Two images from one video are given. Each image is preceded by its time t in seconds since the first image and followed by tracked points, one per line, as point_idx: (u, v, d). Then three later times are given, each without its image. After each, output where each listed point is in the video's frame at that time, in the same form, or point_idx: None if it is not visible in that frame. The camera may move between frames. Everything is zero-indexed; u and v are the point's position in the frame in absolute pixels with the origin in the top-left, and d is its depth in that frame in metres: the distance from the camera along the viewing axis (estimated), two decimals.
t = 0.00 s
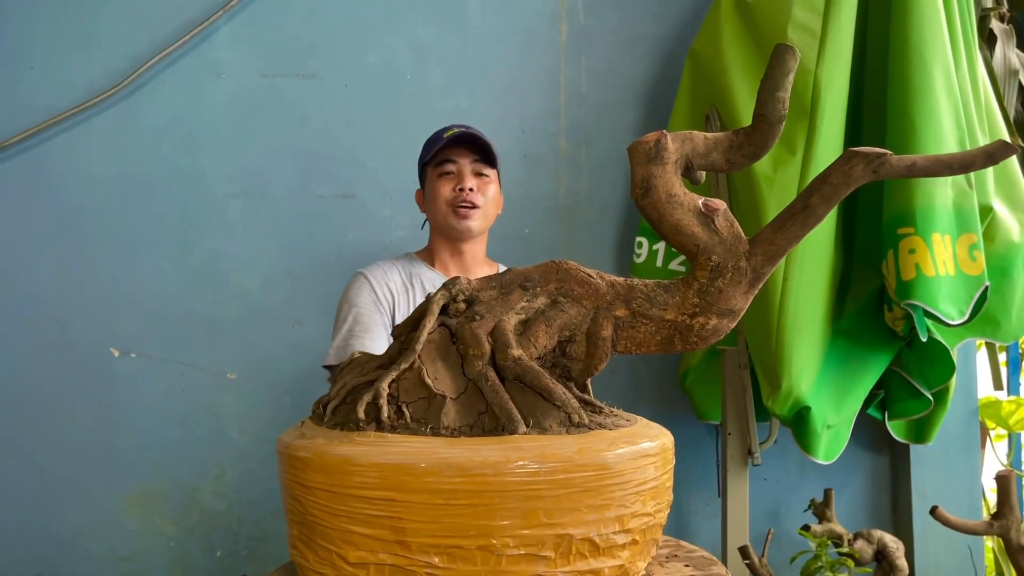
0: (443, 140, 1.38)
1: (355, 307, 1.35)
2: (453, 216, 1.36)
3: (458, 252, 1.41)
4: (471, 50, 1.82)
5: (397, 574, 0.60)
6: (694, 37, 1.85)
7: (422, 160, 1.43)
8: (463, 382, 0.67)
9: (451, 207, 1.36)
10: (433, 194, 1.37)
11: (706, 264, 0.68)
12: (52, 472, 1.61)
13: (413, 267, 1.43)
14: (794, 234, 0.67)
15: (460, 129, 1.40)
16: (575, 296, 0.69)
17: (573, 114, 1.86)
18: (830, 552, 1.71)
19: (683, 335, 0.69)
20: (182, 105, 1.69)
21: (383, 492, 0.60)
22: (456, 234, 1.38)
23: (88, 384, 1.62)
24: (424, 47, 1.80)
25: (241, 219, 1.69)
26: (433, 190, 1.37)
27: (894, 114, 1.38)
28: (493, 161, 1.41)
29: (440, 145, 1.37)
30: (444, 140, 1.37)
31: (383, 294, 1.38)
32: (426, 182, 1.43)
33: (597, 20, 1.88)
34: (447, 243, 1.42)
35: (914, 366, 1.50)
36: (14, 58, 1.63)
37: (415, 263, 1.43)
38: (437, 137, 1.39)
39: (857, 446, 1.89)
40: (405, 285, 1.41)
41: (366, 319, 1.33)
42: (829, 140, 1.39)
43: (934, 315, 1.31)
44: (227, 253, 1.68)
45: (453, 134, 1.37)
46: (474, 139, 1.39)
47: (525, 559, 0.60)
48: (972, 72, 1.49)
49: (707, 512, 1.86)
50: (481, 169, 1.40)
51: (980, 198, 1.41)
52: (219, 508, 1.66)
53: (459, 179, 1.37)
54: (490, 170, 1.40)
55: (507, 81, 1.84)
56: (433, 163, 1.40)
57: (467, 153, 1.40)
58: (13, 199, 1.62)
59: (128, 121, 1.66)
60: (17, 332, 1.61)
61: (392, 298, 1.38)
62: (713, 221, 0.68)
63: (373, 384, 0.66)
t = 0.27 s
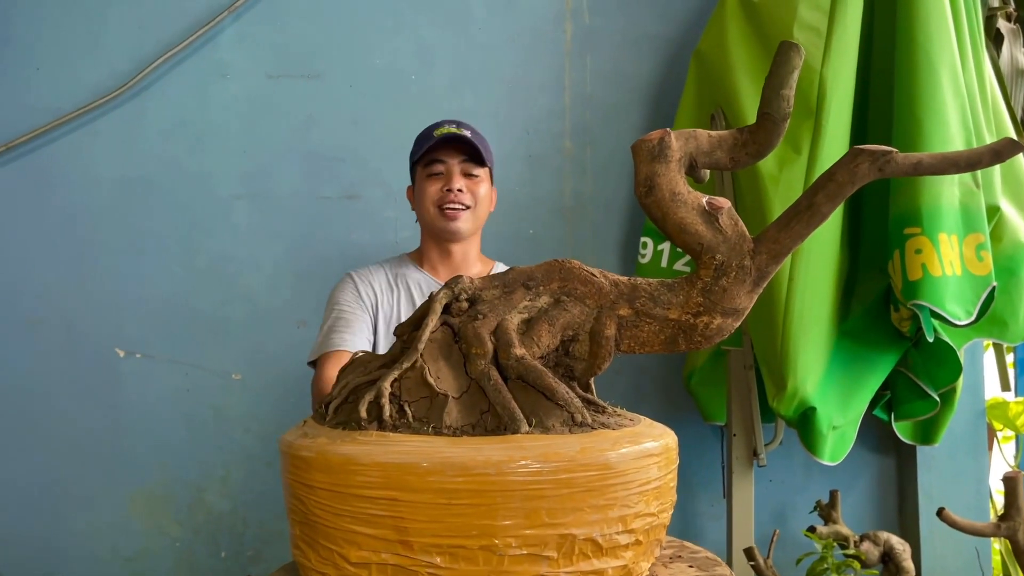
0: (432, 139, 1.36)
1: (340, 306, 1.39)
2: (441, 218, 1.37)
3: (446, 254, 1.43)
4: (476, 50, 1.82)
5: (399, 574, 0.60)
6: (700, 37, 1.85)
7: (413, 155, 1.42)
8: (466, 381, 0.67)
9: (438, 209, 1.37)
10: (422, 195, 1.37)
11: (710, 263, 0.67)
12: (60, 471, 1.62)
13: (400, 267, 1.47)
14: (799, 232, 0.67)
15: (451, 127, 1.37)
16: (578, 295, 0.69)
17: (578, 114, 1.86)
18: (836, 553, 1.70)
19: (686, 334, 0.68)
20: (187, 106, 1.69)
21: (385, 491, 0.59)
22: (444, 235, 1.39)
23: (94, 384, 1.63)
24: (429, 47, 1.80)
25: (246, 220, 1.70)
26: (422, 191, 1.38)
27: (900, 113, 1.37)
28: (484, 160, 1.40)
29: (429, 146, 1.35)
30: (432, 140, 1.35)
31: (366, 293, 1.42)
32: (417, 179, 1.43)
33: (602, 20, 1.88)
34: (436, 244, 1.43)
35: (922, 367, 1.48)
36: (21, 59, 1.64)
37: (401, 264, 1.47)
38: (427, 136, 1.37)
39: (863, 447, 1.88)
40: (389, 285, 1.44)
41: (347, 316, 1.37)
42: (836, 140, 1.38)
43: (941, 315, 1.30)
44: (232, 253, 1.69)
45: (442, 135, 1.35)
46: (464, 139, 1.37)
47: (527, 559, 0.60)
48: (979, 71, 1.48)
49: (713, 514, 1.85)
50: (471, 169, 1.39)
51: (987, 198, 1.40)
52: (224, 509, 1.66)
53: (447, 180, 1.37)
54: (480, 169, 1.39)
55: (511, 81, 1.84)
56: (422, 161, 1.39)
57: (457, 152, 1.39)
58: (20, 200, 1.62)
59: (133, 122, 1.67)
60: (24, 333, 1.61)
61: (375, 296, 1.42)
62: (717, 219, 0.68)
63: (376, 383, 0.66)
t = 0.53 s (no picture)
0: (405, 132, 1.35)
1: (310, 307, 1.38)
2: (414, 213, 1.35)
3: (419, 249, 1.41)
4: (478, 49, 1.81)
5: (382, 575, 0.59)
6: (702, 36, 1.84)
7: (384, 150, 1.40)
8: (452, 380, 0.66)
9: (413, 204, 1.34)
10: (396, 189, 1.35)
11: (702, 259, 0.66)
12: (59, 472, 1.61)
13: (373, 267, 1.46)
14: (793, 229, 0.66)
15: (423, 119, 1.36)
16: (568, 293, 0.68)
17: (580, 113, 1.85)
18: (840, 556, 1.69)
19: (678, 333, 0.67)
20: (189, 105, 1.69)
21: (368, 491, 0.59)
22: (418, 230, 1.37)
23: (95, 384, 1.62)
24: (431, 46, 1.79)
25: (248, 220, 1.69)
26: (396, 186, 1.35)
27: (904, 110, 1.36)
28: (458, 154, 1.38)
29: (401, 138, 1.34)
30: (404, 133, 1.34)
31: (337, 292, 1.41)
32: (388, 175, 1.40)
33: (604, 19, 1.86)
34: (409, 240, 1.41)
35: (926, 367, 1.47)
36: (22, 59, 1.63)
37: (374, 263, 1.46)
38: (400, 128, 1.36)
39: (867, 448, 1.86)
40: (361, 284, 1.44)
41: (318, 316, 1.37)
42: (838, 137, 1.37)
43: (944, 315, 1.29)
44: (233, 253, 1.68)
45: (414, 127, 1.34)
46: (437, 132, 1.36)
47: (512, 561, 0.59)
48: (984, 68, 1.47)
49: (715, 515, 1.84)
50: (444, 163, 1.37)
51: (993, 196, 1.38)
52: (224, 509, 1.65)
53: (421, 174, 1.34)
54: (454, 163, 1.37)
55: (513, 80, 1.83)
56: (394, 155, 1.37)
57: (429, 145, 1.37)
58: (20, 200, 1.62)
59: (135, 121, 1.66)
60: (25, 333, 1.60)
61: (347, 295, 1.42)
62: (708, 216, 0.67)
63: (361, 381, 0.65)
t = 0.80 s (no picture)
0: (375, 126, 1.36)
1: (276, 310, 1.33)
2: (385, 207, 1.33)
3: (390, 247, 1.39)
4: (479, 49, 1.80)
5: None
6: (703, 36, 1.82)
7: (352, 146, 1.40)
8: (432, 385, 0.66)
9: (384, 198, 1.33)
10: (367, 184, 1.34)
11: (688, 263, 0.66)
12: (58, 474, 1.60)
13: (342, 267, 1.42)
14: (780, 231, 0.65)
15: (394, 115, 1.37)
16: (552, 296, 0.68)
17: (581, 113, 1.84)
18: (842, 561, 1.67)
19: (664, 337, 0.67)
20: (188, 105, 1.68)
21: (344, 499, 0.58)
22: (389, 226, 1.35)
23: (93, 385, 1.61)
24: (431, 46, 1.78)
25: (247, 221, 1.68)
26: (367, 181, 1.34)
27: (906, 110, 1.34)
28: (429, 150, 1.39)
29: (372, 131, 1.34)
30: (375, 126, 1.35)
31: (305, 293, 1.36)
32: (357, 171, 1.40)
33: (605, 19, 1.85)
34: (379, 237, 1.39)
35: (928, 370, 1.45)
36: (22, 60, 1.63)
37: (343, 266, 1.42)
38: (370, 123, 1.36)
39: (871, 452, 1.83)
40: (329, 286, 1.39)
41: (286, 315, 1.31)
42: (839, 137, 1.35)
43: (946, 318, 1.27)
44: (232, 254, 1.67)
45: (385, 120, 1.34)
46: (408, 126, 1.37)
47: (490, 570, 0.58)
48: (988, 68, 1.44)
49: (717, 519, 1.82)
50: (417, 159, 1.38)
51: (996, 197, 1.36)
52: (223, 510, 1.64)
53: (393, 169, 1.34)
54: (425, 158, 1.38)
55: (514, 80, 1.82)
56: (365, 150, 1.37)
57: (401, 140, 1.38)
58: (20, 201, 1.61)
59: (135, 121, 1.65)
60: (24, 335, 1.60)
61: (316, 297, 1.37)
62: (693, 218, 0.66)
63: (340, 386, 0.65)
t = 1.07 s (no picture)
0: (347, 123, 1.33)
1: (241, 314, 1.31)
2: (357, 206, 1.31)
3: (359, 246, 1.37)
4: (479, 49, 1.80)
5: None
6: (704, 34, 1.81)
7: (322, 141, 1.37)
8: (413, 384, 0.66)
9: (356, 197, 1.31)
10: (338, 182, 1.32)
11: (672, 260, 0.68)
12: (59, 473, 1.60)
13: (308, 268, 1.41)
14: (765, 227, 0.67)
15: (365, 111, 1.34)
16: (535, 294, 0.69)
17: (581, 112, 1.83)
18: (844, 564, 1.65)
19: (649, 336, 0.69)
20: (188, 104, 1.68)
21: (322, 498, 0.58)
22: (359, 226, 1.33)
23: (94, 384, 1.61)
24: (430, 45, 1.78)
25: (246, 220, 1.68)
26: (338, 178, 1.32)
27: (907, 107, 1.32)
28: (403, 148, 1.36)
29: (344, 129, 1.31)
30: (348, 124, 1.32)
31: (270, 296, 1.35)
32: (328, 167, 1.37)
33: (605, 17, 1.84)
34: (349, 236, 1.38)
35: (931, 372, 1.43)
36: (23, 59, 1.63)
37: (310, 269, 1.41)
38: (342, 119, 1.33)
39: (874, 453, 1.81)
40: (296, 289, 1.38)
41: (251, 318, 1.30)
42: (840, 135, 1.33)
43: (947, 318, 1.25)
44: (231, 253, 1.67)
45: (358, 118, 1.32)
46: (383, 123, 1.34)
47: (470, 571, 0.58)
48: (991, 64, 1.43)
49: (717, 521, 1.81)
50: (390, 156, 1.36)
51: (999, 196, 1.34)
52: (222, 510, 1.64)
53: (366, 167, 1.32)
54: (399, 156, 1.36)
55: (514, 79, 1.81)
56: (336, 146, 1.35)
57: (374, 137, 1.36)
58: (21, 200, 1.62)
59: (135, 120, 1.65)
60: (24, 333, 1.60)
61: (282, 299, 1.36)
62: (678, 214, 0.69)
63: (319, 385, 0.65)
